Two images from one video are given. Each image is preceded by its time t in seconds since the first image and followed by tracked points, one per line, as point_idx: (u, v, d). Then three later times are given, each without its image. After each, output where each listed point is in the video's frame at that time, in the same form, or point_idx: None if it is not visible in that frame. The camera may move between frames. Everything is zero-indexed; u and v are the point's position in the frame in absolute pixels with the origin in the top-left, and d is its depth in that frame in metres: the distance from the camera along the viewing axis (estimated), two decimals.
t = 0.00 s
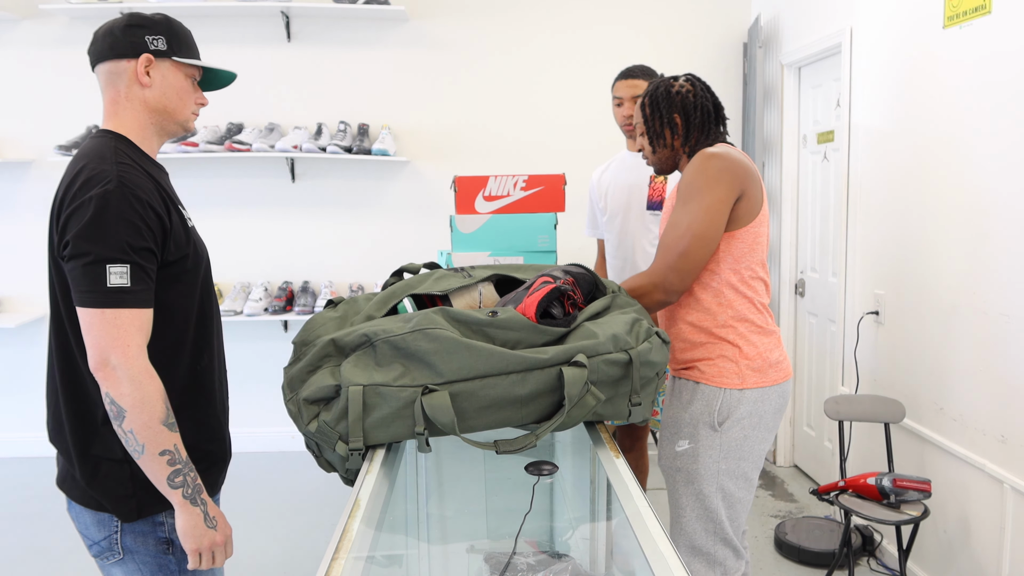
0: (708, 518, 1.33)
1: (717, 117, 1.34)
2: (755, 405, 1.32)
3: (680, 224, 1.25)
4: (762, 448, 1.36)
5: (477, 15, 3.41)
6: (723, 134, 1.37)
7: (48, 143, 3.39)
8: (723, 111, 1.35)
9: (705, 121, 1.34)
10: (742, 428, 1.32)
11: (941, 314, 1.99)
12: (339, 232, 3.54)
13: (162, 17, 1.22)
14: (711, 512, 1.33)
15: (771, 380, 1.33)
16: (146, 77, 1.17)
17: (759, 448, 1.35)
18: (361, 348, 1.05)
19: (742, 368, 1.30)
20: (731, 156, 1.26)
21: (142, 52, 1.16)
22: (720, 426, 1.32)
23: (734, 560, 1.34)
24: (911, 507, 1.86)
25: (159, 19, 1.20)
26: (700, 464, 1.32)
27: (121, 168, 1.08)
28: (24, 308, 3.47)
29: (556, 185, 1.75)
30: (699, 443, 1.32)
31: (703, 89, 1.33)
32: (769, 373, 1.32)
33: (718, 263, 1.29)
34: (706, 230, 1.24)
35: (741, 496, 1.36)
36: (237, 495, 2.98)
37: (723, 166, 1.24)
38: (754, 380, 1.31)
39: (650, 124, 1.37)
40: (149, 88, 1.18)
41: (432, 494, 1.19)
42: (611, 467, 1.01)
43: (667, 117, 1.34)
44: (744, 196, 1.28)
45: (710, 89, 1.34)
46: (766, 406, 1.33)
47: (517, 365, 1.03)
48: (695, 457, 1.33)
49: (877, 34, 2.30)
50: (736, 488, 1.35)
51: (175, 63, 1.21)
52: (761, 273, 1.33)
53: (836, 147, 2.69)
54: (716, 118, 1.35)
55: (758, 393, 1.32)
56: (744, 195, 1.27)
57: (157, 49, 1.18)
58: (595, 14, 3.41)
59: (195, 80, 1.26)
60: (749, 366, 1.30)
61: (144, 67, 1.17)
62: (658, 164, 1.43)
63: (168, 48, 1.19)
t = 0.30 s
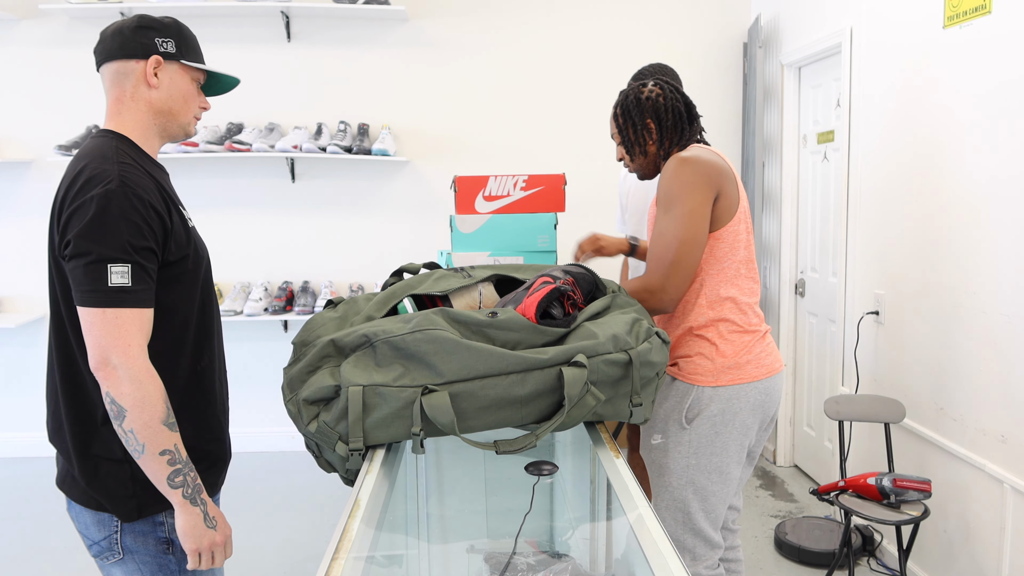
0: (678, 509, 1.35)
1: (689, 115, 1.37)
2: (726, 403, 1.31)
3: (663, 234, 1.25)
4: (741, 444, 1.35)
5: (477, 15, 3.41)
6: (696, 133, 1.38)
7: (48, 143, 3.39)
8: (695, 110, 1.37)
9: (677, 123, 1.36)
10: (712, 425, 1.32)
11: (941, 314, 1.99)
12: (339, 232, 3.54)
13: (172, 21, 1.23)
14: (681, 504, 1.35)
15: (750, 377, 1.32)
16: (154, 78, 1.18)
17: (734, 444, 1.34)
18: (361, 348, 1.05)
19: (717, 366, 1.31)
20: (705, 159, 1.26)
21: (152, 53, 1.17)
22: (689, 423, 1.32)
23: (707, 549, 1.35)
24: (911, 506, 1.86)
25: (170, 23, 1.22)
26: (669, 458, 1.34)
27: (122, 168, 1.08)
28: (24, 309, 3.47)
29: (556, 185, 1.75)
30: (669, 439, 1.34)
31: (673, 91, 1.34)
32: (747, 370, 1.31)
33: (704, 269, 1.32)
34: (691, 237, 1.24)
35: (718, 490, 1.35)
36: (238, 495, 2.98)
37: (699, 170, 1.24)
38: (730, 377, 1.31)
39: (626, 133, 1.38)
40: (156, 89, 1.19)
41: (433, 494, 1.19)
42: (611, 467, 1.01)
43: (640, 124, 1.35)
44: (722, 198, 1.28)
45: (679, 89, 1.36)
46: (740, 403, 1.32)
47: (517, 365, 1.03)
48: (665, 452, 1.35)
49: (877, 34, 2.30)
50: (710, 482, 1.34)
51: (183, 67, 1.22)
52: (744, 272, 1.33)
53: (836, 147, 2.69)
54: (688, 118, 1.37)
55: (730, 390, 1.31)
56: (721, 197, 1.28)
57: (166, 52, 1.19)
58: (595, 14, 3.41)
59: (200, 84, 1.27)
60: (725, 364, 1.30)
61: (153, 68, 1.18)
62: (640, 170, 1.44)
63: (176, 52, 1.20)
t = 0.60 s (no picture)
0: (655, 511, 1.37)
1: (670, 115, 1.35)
2: (701, 411, 1.32)
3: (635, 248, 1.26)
4: (714, 447, 1.37)
5: (477, 15, 3.40)
6: (681, 131, 1.38)
7: (48, 143, 3.39)
8: (678, 108, 1.35)
9: (660, 123, 1.35)
10: (688, 431, 1.33)
11: (942, 314, 1.99)
12: (339, 232, 3.54)
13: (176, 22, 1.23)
14: (658, 506, 1.36)
15: (723, 386, 1.33)
16: (154, 78, 1.18)
17: (708, 449, 1.36)
18: (361, 348, 1.05)
19: (690, 374, 1.31)
20: (682, 172, 1.23)
21: (153, 53, 1.17)
22: (665, 430, 1.33)
23: (687, 547, 1.37)
24: (911, 507, 1.86)
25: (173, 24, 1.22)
26: (646, 464, 1.34)
27: (123, 168, 1.08)
28: (25, 309, 3.47)
29: (556, 185, 1.74)
30: (645, 445, 1.34)
31: (654, 90, 1.33)
32: (720, 379, 1.32)
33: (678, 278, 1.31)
34: (662, 253, 1.24)
35: (693, 491, 1.37)
36: (238, 495, 2.98)
37: (674, 185, 1.22)
38: (703, 386, 1.32)
39: (608, 136, 1.39)
40: (156, 89, 1.19)
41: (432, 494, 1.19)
42: (611, 466, 1.01)
43: (622, 126, 1.36)
44: (701, 211, 1.26)
45: (661, 86, 1.34)
46: (716, 411, 1.33)
47: (516, 365, 1.03)
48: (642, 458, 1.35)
49: (877, 34, 2.30)
50: (685, 484, 1.36)
51: (184, 68, 1.22)
52: (723, 284, 1.32)
53: (836, 147, 2.69)
54: (672, 117, 1.36)
55: (705, 399, 1.32)
56: (700, 210, 1.26)
57: (168, 52, 1.19)
58: (594, 14, 3.41)
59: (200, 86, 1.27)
60: (699, 373, 1.31)
61: (154, 67, 1.18)
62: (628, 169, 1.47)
63: (178, 52, 1.20)
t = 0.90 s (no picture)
0: (685, 482, 1.67)
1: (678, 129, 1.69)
2: (726, 388, 1.65)
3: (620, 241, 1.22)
4: (729, 424, 1.70)
5: (477, 15, 3.40)
6: (692, 140, 1.77)
7: (48, 143, 3.39)
8: (689, 123, 1.74)
9: (678, 131, 1.73)
10: (714, 409, 1.66)
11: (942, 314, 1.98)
12: (339, 232, 3.54)
13: (178, 23, 1.23)
14: (687, 477, 1.67)
15: (739, 365, 1.66)
16: (147, 81, 1.18)
17: (726, 425, 1.69)
18: (357, 348, 1.05)
19: (716, 356, 1.63)
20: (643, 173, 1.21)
21: (146, 56, 1.17)
22: (696, 408, 1.66)
23: (701, 515, 1.69)
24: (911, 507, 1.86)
25: (172, 25, 1.21)
26: (679, 440, 1.66)
27: (125, 167, 1.08)
28: (25, 309, 3.47)
29: (556, 185, 1.74)
30: (677, 423, 1.66)
31: (672, 105, 1.73)
32: (736, 359, 1.65)
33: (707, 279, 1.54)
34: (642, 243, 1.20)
35: (713, 462, 1.69)
36: (238, 495, 2.98)
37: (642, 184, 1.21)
38: (726, 366, 1.64)
39: (627, 136, 1.77)
40: (150, 92, 1.19)
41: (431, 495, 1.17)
42: (611, 466, 1.00)
43: (650, 130, 1.72)
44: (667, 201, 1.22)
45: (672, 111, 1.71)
46: (736, 389, 1.67)
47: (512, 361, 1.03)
48: (675, 435, 1.67)
49: (877, 34, 2.30)
50: (708, 457, 1.68)
51: (179, 69, 1.22)
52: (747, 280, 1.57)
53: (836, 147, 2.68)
54: (685, 128, 1.75)
55: (728, 378, 1.65)
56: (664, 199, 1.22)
57: (162, 54, 1.19)
58: (594, 13, 3.41)
59: (200, 88, 1.26)
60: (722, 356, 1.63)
61: (145, 70, 1.17)
62: (653, 165, 1.79)
63: (173, 54, 1.20)
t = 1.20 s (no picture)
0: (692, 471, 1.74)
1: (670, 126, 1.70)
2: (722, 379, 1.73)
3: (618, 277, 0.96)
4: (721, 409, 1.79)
5: (477, 15, 3.40)
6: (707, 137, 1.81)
7: (48, 143, 3.39)
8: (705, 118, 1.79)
9: (697, 127, 1.76)
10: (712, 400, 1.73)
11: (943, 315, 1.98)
12: (339, 231, 3.54)
13: (147, 14, 1.20)
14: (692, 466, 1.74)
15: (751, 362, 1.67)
16: (123, 83, 1.19)
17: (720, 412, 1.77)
18: (357, 352, 1.05)
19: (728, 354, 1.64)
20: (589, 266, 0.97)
21: (116, 57, 1.17)
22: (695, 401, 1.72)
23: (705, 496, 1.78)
24: (911, 506, 1.86)
25: (140, 18, 1.19)
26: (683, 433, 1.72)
27: (117, 168, 1.08)
28: (25, 309, 3.47)
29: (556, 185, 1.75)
30: (681, 419, 1.71)
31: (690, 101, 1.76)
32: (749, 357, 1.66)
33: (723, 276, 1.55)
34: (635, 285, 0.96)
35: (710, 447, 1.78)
36: (238, 494, 2.98)
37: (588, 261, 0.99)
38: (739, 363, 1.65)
39: (646, 131, 1.74)
40: (128, 93, 1.19)
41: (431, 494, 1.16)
42: (611, 466, 1.00)
43: (673, 125, 1.73)
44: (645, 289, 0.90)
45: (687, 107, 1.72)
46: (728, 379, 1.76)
47: (512, 365, 1.03)
48: (679, 430, 1.73)
49: (877, 34, 2.29)
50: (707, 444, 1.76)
51: (151, 67, 1.19)
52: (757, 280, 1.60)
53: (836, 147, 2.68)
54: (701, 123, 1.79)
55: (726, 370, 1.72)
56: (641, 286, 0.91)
57: (129, 53, 1.17)
58: (595, 14, 3.41)
59: (180, 79, 1.23)
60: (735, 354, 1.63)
61: (119, 72, 1.18)
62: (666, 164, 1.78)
63: (139, 51, 1.17)
